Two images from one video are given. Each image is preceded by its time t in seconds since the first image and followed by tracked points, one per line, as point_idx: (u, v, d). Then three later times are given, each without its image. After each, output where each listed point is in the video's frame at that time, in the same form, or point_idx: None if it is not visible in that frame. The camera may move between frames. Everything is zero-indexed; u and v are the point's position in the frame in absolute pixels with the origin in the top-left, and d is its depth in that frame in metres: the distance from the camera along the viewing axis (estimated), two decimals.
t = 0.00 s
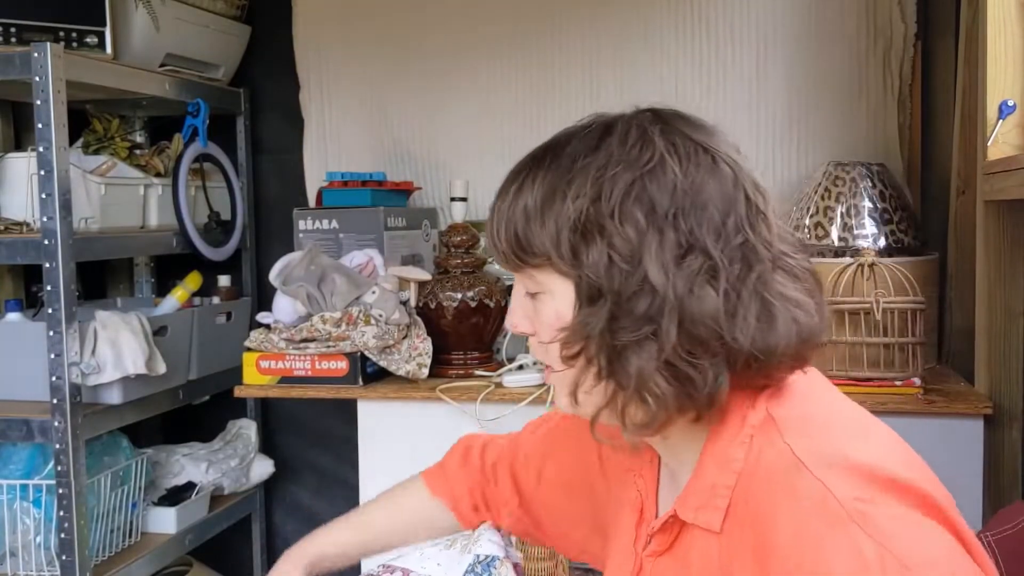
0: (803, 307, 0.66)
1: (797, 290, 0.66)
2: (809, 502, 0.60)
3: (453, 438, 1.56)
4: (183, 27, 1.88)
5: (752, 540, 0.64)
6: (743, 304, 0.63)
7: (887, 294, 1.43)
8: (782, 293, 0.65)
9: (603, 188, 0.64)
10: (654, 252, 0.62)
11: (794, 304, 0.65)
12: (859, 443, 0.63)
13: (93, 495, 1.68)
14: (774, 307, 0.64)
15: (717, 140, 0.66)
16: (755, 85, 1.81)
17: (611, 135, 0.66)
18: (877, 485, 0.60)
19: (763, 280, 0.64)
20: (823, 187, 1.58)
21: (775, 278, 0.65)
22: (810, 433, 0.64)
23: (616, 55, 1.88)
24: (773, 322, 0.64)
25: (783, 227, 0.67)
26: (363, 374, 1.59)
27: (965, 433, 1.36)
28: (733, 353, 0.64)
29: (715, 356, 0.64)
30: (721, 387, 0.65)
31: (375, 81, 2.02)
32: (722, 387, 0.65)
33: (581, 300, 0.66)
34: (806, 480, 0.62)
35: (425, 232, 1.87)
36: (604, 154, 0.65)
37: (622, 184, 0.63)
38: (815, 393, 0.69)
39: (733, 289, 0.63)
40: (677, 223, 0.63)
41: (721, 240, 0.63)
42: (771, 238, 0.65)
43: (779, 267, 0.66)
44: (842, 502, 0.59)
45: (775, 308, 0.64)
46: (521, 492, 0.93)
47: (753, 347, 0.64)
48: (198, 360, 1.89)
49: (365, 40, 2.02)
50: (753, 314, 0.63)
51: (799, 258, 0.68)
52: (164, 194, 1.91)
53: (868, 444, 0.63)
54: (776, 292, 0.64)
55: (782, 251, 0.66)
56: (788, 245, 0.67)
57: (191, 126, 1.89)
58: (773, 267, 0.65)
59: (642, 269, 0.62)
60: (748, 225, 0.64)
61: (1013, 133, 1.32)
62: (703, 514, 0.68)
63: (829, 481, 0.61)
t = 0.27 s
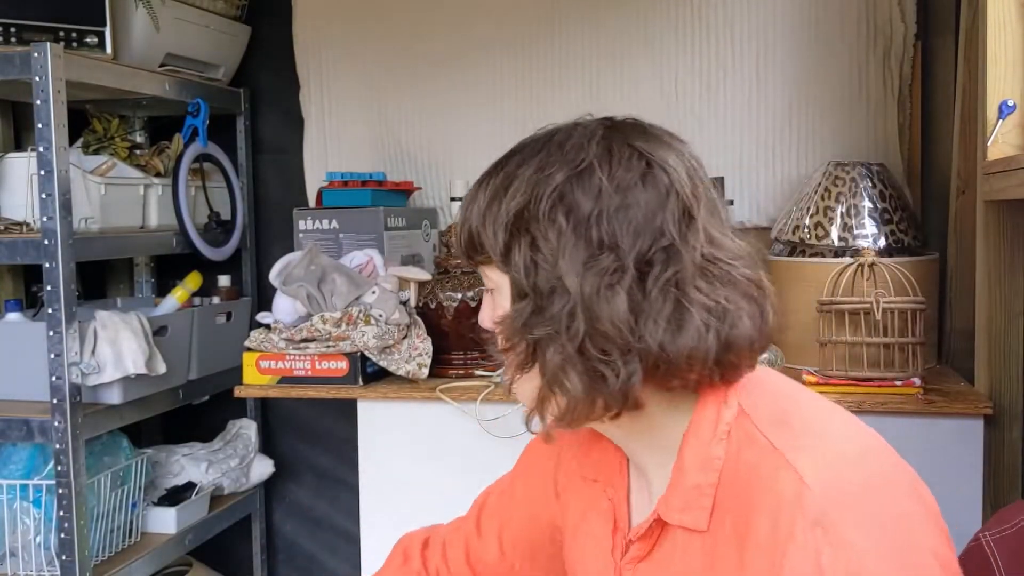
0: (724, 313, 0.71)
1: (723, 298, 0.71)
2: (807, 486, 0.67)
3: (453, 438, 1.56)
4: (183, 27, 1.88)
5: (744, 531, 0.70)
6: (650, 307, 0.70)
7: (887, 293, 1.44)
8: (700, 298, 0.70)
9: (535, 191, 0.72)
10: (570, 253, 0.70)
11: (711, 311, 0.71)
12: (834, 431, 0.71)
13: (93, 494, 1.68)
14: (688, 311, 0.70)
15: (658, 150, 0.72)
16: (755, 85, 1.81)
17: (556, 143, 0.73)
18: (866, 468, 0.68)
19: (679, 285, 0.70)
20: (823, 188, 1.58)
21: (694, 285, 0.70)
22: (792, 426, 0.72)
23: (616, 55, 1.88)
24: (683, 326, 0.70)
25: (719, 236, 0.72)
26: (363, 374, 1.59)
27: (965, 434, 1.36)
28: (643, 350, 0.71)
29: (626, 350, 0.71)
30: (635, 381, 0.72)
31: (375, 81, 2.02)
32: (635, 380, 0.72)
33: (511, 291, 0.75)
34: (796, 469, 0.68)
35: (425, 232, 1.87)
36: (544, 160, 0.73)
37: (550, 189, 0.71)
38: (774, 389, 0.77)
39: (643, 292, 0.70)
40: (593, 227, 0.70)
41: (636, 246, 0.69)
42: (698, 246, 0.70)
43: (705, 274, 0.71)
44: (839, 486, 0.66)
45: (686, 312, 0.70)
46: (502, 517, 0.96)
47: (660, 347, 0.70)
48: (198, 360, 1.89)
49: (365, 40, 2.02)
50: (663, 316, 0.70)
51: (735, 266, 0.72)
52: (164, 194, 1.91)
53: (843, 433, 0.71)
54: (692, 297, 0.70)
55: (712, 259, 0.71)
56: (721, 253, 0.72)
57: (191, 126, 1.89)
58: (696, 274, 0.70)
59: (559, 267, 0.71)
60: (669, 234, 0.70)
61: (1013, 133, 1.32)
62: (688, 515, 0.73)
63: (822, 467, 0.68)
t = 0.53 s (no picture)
0: (634, 321, 0.74)
1: (635, 307, 0.74)
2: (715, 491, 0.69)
3: (452, 438, 1.56)
4: (183, 27, 1.88)
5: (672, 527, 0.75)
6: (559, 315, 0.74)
7: (887, 293, 1.45)
8: (609, 307, 0.74)
9: (455, 210, 0.77)
10: (484, 267, 0.76)
11: (620, 319, 0.75)
12: (759, 428, 0.72)
13: (93, 494, 1.68)
14: (598, 319, 0.74)
15: (574, 166, 0.76)
16: (755, 85, 1.81)
17: (481, 161, 0.79)
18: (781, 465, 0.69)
19: (587, 294, 0.74)
20: (823, 188, 1.58)
21: (604, 293, 0.74)
22: (719, 427, 0.74)
23: (616, 55, 1.88)
24: (592, 333, 0.74)
25: (632, 246, 0.76)
26: (363, 374, 1.59)
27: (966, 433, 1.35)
28: (553, 356, 0.75)
29: (538, 356, 0.76)
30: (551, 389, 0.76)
31: (375, 81, 2.02)
32: (550, 387, 0.76)
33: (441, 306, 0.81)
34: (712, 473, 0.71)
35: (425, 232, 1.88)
36: (467, 179, 0.78)
37: (467, 207, 0.76)
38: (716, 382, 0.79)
39: (552, 302, 0.75)
40: (503, 243, 0.75)
41: (544, 259, 0.74)
42: (606, 256, 0.74)
43: (615, 283, 0.75)
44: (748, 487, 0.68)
45: (594, 319, 0.74)
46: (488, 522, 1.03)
47: (568, 353, 0.74)
48: (198, 359, 1.89)
49: (365, 40, 2.02)
50: (572, 324, 0.74)
51: (648, 276, 0.76)
52: (164, 195, 1.91)
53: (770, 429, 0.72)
54: (598, 306, 0.74)
55: (624, 269, 0.75)
56: (633, 263, 0.75)
57: (191, 126, 1.90)
58: (604, 283, 0.74)
59: (473, 281, 0.76)
60: (577, 246, 0.74)
61: (1013, 133, 1.32)
62: (623, 518, 0.78)
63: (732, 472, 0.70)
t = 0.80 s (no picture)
0: (556, 323, 0.72)
1: (558, 310, 0.72)
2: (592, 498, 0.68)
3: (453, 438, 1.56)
4: (183, 27, 1.88)
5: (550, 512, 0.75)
6: (483, 322, 0.72)
7: (887, 293, 1.44)
8: (531, 311, 0.72)
9: (387, 219, 0.75)
10: (412, 275, 0.74)
11: (541, 323, 0.72)
12: (659, 428, 0.70)
13: (93, 494, 1.68)
14: (520, 322, 0.72)
15: (499, 175, 0.74)
16: (755, 85, 1.81)
17: (412, 171, 0.77)
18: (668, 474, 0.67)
19: (510, 299, 0.72)
20: (823, 188, 1.58)
21: (526, 299, 0.72)
22: (611, 425, 0.71)
23: (616, 54, 1.88)
24: (514, 337, 0.72)
25: (558, 253, 0.73)
26: (362, 374, 1.59)
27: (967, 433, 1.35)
28: (480, 362, 0.73)
29: (466, 362, 0.73)
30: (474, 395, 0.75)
31: (375, 81, 2.02)
32: (477, 392, 0.74)
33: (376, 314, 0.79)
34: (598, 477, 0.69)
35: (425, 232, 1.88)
36: (398, 189, 0.76)
37: (397, 215, 0.74)
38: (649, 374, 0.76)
39: (476, 307, 0.72)
40: (430, 250, 0.73)
41: (469, 266, 0.72)
42: (530, 261, 0.72)
43: (540, 289, 0.72)
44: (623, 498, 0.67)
45: (514, 324, 0.72)
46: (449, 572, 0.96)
47: (490, 358, 0.72)
48: (198, 359, 1.90)
49: (365, 40, 2.02)
50: (495, 328, 0.72)
51: (575, 280, 0.73)
52: (164, 195, 1.91)
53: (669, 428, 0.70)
54: (519, 310, 0.72)
55: (547, 273, 0.72)
56: (559, 267, 0.73)
57: (191, 126, 1.89)
58: (528, 288, 0.72)
59: (404, 290, 0.74)
60: (503, 252, 0.72)
61: (1013, 133, 1.32)
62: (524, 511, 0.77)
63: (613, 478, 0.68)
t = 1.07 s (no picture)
0: (467, 348, 0.75)
1: (470, 335, 0.75)
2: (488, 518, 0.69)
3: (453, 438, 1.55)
4: (183, 27, 1.87)
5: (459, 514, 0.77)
6: (396, 348, 0.75)
7: (887, 293, 1.45)
8: (439, 337, 0.75)
9: (314, 254, 0.79)
10: (332, 306, 0.77)
11: (450, 348, 0.75)
12: (550, 449, 0.71)
13: (93, 494, 1.68)
14: (432, 347, 0.75)
15: (417, 208, 0.78)
16: (755, 84, 1.81)
17: (339, 206, 0.80)
18: (554, 501, 0.69)
19: (422, 326, 0.75)
20: (823, 188, 1.58)
21: (439, 324, 0.75)
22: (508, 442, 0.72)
23: (616, 54, 1.88)
24: (426, 363, 0.74)
25: (472, 280, 0.76)
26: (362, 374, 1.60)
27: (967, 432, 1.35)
28: (396, 388, 0.76)
29: (383, 388, 0.76)
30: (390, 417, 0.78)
31: (375, 81, 2.02)
32: (393, 416, 0.77)
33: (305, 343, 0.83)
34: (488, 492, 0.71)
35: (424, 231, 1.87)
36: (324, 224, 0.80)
37: (324, 249, 0.78)
38: (563, 379, 0.78)
39: (389, 333, 0.75)
40: (352, 280, 0.76)
41: (383, 295, 0.75)
42: (441, 288, 0.74)
43: (452, 316, 0.75)
44: (515, 527, 0.67)
45: (425, 349, 0.75)
46: None
47: (403, 384, 0.75)
48: (198, 359, 1.90)
49: (364, 40, 2.02)
50: (410, 353, 0.75)
51: (488, 305, 0.75)
52: (164, 195, 1.91)
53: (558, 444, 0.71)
54: (429, 336, 0.75)
55: (461, 299, 0.75)
56: (472, 292, 0.75)
57: (191, 126, 1.89)
58: (439, 314, 0.74)
59: (324, 321, 0.78)
60: (416, 280, 0.75)
61: (1013, 133, 1.32)
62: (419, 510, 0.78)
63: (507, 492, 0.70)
